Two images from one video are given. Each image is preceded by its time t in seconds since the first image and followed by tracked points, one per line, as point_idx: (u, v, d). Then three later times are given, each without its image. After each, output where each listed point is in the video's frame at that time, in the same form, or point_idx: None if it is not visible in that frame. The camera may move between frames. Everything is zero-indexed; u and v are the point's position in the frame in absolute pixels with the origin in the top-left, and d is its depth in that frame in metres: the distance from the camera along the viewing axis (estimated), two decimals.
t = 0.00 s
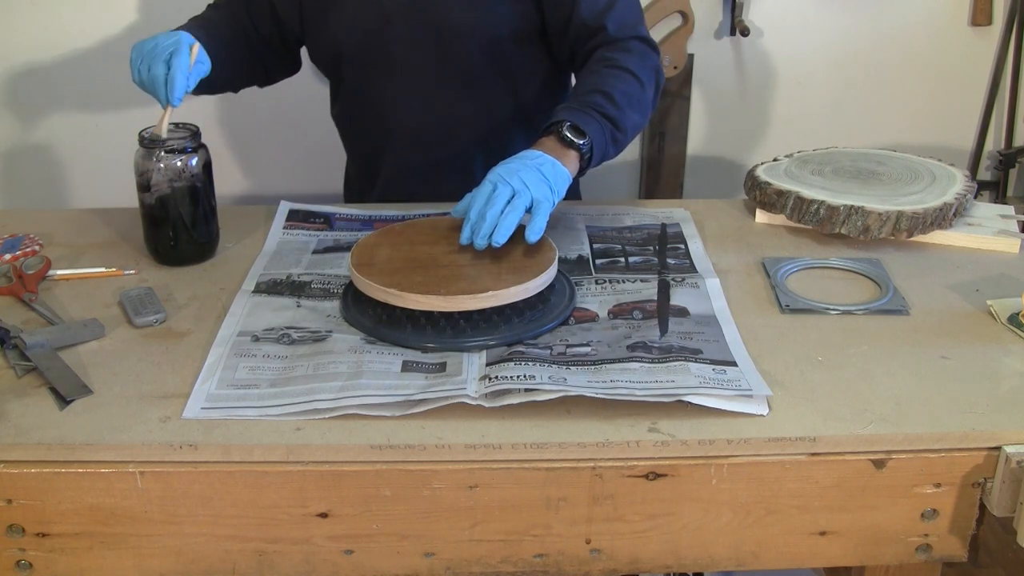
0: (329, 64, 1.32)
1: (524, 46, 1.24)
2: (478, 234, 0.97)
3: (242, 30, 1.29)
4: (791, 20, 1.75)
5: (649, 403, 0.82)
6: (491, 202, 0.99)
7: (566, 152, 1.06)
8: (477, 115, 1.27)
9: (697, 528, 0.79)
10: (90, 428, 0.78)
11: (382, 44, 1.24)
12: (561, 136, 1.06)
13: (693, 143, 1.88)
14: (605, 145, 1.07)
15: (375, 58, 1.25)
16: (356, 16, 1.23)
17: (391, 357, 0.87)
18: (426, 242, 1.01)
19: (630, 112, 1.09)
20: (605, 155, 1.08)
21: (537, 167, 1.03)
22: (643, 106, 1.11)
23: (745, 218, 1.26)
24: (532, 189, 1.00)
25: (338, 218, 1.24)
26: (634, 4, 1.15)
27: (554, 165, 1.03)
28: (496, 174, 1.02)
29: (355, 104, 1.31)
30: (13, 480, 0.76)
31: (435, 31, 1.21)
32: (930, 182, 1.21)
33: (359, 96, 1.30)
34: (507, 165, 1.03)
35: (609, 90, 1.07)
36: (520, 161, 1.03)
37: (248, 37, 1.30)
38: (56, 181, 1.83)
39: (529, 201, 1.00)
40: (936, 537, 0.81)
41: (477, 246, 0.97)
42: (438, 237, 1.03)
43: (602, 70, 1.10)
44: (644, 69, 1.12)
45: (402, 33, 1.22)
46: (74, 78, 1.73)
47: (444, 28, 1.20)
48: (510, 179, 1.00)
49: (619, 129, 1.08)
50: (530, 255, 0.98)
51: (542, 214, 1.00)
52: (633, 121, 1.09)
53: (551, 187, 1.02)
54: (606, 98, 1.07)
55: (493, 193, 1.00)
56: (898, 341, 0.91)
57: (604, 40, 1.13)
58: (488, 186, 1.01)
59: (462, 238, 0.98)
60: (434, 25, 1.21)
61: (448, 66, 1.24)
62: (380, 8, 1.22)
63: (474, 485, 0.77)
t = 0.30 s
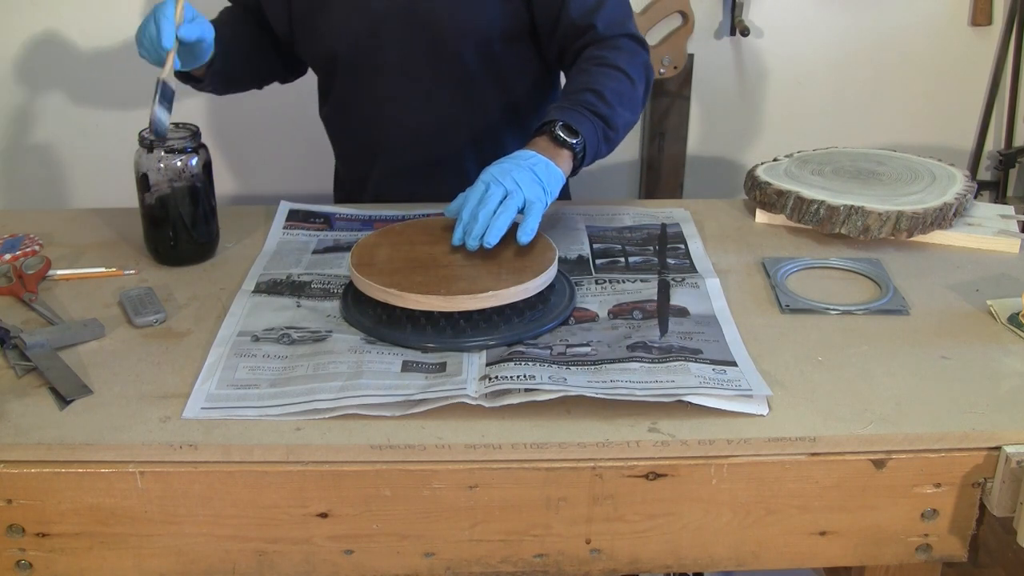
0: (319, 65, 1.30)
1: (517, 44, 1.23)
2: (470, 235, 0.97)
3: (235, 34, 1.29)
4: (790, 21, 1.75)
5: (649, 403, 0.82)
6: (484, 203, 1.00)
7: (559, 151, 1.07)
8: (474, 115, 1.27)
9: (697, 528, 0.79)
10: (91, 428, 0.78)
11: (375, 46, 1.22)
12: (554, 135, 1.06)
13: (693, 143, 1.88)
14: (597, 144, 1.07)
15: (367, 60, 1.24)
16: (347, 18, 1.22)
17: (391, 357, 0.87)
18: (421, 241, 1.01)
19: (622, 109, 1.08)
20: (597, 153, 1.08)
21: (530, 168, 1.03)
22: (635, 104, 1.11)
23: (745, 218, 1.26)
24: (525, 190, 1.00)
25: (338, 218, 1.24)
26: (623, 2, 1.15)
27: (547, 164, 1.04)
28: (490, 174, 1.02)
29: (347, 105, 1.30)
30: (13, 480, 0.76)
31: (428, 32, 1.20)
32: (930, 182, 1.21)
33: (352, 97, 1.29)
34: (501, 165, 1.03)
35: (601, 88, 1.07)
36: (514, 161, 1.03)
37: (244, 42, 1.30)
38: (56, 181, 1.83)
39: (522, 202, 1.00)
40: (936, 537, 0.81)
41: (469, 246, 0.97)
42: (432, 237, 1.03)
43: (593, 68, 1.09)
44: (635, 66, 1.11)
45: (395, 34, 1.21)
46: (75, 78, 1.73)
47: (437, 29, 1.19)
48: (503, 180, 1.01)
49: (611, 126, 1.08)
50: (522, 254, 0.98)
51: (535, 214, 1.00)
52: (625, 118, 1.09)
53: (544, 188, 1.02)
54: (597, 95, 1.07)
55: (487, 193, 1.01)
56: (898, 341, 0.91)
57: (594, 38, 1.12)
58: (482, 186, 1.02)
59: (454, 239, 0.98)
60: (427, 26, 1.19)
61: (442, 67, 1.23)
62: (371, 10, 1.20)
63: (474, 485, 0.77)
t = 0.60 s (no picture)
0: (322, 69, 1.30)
1: (518, 46, 1.22)
2: (490, 246, 0.96)
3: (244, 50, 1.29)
4: (790, 21, 1.75)
5: (649, 403, 0.82)
6: (502, 215, 0.99)
7: (574, 158, 1.07)
8: (474, 117, 1.27)
9: (697, 528, 0.79)
10: (91, 428, 0.78)
11: (374, 49, 1.22)
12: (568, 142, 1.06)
13: (694, 143, 1.88)
14: (610, 146, 1.08)
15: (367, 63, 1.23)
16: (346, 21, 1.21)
17: (391, 357, 0.87)
18: (422, 242, 1.02)
19: (631, 111, 1.09)
20: (610, 156, 1.09)
21: (548, 179, 1.03)
22: (643, 104, 1.12)
23: (745, 218, 1.26)
24: (544, 200, 1.00)
25: (338, 218, 1.24)
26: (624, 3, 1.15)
27: (562, 172, 1.04)
28: (509, 187, 1.02)
29: (349, 106, 1.30)
30: (13, 480, 0.76)
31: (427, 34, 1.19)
32: (930, 182, 1.21)
33: (353, 98, 1.29)
34: (519, 176, 1.03)
35: (610, 91, 1.07)
36: (531, 173, 1.04)
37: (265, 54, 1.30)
38: (56, 181, 1.83)
39: (541, 212, 1.00)
40: (936, 537, 0.81)
41: (490, 259, 0.95)
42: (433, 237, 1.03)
43: (599, 70, 1.09)
44: (640, 67, 1.12)
45: (394, 37, 1.20)
46: (74, 79, 1.73)
47: (436, 31, 1.19)
48: (521, 192, 1.01)
49: (622, 129, 1.08)
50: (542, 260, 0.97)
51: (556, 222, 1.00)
52: (634, 120, 1.10)
53: (562, 196, 1.03)
54: (607, 98, 1.07)
55: (507, 204, 1.00)
56: (898, 341, 0.91)
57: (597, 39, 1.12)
58: (499, 199, 1.02)
59: (472, 252, 0.97)
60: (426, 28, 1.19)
61: (442, 69, 1.22)
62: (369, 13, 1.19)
63: (474, 485, 0.77)
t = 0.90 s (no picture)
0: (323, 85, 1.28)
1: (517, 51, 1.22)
2: (480, 256, 0.94)
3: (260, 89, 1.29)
4: (790, 21, 1.75)
5: (649, 403, 0.82)
6: (497, 226, 0.97)
7: (583, 165, 1.05)
8: (477, 119, 1.26)
9: (697, 528, 0.79)
10: (90, 428, 0.78)
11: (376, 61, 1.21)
12: (574, 149, 1.05)
13: (694, 144, 1.88)
14: (620, 147, 1.06)
15: (371, 73, 1.23)
16: (347, 38, 1.20)
17: (391, 357, 0.87)
18: (423, 241, 1.01)
19: (637, 107, 1.08)
20: (622, 157, 1.08)
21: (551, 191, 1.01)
22: (649, 99, 1.11)
23: (745, 218, 1.26)
24: (542, 214, 0.98)
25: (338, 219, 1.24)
26: None
27: (569, 182, 1.01)
28: (510, 198, 1.00)
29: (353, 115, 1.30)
30: (13, 480, 0.76)
31: (430, 44, 1.18)
32: (930, 182, 1.21)
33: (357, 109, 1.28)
34: (523, 188, 1.01)
35: (612, 89, 1.06)
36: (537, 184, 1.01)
37: (290, 96, 1.29)
38: (56, 181, 1.83)
39: (540, 225, 0.98)
40: (936, 537, 0.81)
41: (478, 268, 0.93)
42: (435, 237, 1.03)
43: (600, 70, 1.09)
44: (641, 63, 1.11)
45: (397, 49, 1.20)
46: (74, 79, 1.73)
47: (440, 42, 1.18)
48: (520, 205, 0.99)
49: (630, 127, 1.07)
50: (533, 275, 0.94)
51: (554, 235, 0.97)
52: (641, 116, 1.08)
53: (565, 208, 1.00)
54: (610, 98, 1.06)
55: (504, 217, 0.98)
56: (898, 341, 0.91)
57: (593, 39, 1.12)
58: (498, 210, 1.00)
59: (457, 257, 0.95)
60: (429, 39, 1.18)
61: (447, 77, 1.22)
62: (372, 28, 1.18)
63: (473, 485, 0.77)
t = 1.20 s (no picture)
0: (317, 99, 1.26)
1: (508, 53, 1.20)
2: (474, 266, 0.92)
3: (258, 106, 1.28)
4: (790, 21, 1.75)
5: (649, 403, 0.82)
6: (492, 239, 0.96)
7: (585, 158, 1.03)
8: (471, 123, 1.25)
9: (697, 528, 0.79)
10: (91, 428, 0.78)
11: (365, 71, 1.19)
12: (573, 144, 1.03)
13: (694, 144, 1.88)
14: (625, 135, 1.04)
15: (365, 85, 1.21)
16: (339, 53, 1.17)
17: (391, 357, 0.87)
18: (422, 241, 1.01)
19: (639, 92, 1.05)
20: (628, 145, 1.05)
21: (550, 199, 1.00)
22: (653, 83, 1.08)
23: (745, 218, 1.26)
24: (541, 225, 0.98)
25: (338, 219, 1.24)
26: None
27: (568, 185, 1.01)
28: (509, 213, 1.00)
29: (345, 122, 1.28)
30: (13, 480, 0.76)
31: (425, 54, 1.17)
32: (930, 182, 1.21)
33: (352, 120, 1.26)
34: (521, 201, 1.01)
35: (610, 78, 1.04)
36: (536, 194, 1.01)
37: (287, 118, 1.27)
38: (56, 181, 1.83)
39: (539, 233, 0.98)
40: (936, 537, 0.81)
41: (470, 279, 0.91)
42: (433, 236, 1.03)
43: (598, 61, 1.07)
44: (641, 46, 1.08)
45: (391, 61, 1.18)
46: (75, 79, 1.73)
47: (429, 50, 1.16)
48: (517, 219, 0.99)
49: (633, 113, 1.04)
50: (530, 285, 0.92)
51: (553, 242, 0.96)
52: (645, 100, 1.06)
53: (565, 214, 1.00)
54: (609, 87, 1.04)
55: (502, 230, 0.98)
56: (897, 341, 0.91)
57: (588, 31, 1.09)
58: (497, 224, 1.00)
59: (451, 267, 0.93)
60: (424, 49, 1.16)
61: (444, 86, 1.20)
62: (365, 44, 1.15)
63: (474, 485, 0.77)
